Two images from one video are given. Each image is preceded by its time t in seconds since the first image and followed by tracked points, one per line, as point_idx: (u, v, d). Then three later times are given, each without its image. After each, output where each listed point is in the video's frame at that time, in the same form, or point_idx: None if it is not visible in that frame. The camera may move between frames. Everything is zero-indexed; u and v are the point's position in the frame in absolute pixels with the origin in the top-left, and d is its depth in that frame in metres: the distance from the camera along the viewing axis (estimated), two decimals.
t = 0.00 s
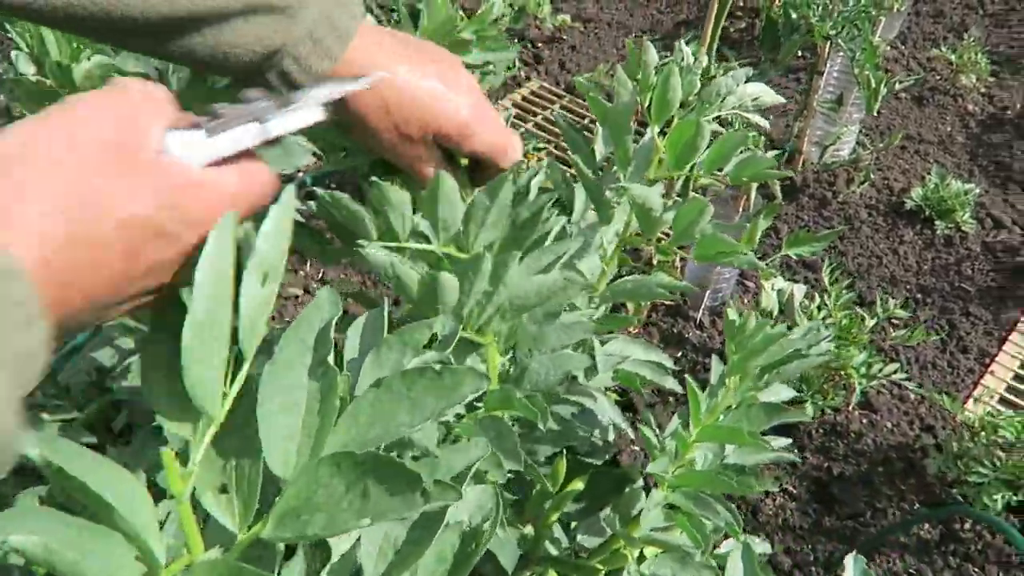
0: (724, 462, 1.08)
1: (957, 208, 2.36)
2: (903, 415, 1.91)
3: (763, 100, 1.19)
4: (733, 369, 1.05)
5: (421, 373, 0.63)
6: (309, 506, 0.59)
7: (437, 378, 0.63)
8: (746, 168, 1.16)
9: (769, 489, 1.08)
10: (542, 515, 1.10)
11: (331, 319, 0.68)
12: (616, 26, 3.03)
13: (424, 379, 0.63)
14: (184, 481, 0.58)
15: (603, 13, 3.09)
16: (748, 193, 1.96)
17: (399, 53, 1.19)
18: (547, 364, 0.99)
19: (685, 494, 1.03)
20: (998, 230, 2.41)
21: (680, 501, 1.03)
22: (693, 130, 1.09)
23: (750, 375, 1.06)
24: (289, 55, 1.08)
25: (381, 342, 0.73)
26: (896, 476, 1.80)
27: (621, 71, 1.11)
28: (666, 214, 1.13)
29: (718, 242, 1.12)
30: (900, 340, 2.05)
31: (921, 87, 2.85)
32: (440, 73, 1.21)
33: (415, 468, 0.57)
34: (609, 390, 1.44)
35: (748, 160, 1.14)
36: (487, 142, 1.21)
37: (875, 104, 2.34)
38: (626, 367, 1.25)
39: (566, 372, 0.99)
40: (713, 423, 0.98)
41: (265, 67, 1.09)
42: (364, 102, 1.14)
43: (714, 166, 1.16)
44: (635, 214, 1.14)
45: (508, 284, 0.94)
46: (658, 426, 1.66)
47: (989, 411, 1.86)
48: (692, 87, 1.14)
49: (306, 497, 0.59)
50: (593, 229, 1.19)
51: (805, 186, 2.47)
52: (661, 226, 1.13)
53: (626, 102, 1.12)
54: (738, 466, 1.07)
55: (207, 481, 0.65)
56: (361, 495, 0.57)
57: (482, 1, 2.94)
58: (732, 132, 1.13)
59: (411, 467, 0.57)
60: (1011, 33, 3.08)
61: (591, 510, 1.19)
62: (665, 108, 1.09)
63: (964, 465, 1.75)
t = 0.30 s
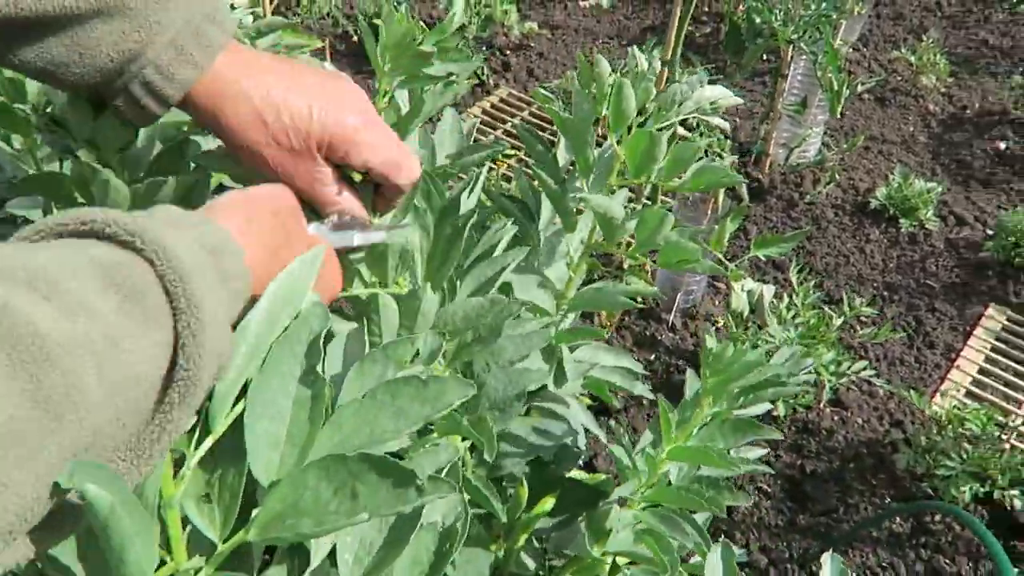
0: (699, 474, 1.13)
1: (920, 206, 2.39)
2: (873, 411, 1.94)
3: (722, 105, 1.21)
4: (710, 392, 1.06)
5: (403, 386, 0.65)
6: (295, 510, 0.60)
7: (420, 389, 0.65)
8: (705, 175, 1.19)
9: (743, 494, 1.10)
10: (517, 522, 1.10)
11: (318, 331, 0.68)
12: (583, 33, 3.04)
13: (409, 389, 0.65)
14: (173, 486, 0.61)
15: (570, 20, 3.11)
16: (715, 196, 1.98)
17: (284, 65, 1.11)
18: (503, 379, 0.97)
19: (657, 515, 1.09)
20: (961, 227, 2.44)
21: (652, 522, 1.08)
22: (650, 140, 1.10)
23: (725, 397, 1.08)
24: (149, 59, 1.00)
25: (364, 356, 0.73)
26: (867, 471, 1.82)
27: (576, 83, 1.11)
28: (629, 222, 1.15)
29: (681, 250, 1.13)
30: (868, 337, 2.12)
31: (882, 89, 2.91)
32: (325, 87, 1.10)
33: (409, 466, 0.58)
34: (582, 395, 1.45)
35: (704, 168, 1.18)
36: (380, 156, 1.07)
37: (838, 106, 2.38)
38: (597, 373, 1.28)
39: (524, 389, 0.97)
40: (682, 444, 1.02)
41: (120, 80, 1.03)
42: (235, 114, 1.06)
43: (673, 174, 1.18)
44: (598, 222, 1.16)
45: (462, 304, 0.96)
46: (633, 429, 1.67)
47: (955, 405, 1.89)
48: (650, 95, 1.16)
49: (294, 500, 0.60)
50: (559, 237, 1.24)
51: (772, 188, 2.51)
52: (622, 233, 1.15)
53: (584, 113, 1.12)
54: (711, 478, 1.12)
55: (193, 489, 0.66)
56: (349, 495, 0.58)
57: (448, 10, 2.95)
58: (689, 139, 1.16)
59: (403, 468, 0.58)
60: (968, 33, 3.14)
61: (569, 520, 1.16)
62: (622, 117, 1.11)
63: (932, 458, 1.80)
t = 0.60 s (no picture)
0: (694, 472, 1.15)
1: (906, 201, 2.41)
2: (863, 404, 1.96)
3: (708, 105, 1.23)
4: (697, 383, 1.08)
5: (402, 390, 0.65)
6: (291, 514, 0.60)
7: (420, 394, 0.65)
8: (694, 172, 1.21)
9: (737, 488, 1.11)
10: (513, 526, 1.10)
11: (319, 339, 0.68)
12: (569, 35, 3.06)
13: (405, 395, 0.65)
14: (171, 486, 0.63)
15: (555, 22, 3.13)
16: (704, 194, 2.00)
17: (251, 77, 1.10)
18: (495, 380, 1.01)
19: (654, 509, 1.08)
20: (946, 220, 2.46)
21: (649, 516, 1.07)
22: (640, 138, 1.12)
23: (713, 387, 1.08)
24: (115, 72, 1.01)
25: (364, 360, 0.74)
26: (859, 464, 1.84)
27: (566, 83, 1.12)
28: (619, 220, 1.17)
29: (672, 247, 1.14)
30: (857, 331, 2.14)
31: (866, 85, 2.93)
32: (294, 96, 1.09)
33: (397, 469, 0.58)
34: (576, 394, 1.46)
35: (694, 164, 1.19)
36: (352, 164, 1.07)
37: (823, 103, 2.40)
38: (590, 372, 1.30)
39: (516, 387, 1.01)
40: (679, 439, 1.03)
41: (86, 92, 1.03)
42: (205, 126, 1.05)
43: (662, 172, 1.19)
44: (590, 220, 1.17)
45: (443, 304, 0.95)
46: (627, 428, 1.68)
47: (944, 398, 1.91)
48: (639, 94, 1.18)
49: (289, 504, 0.60)
50: (551, 238, 1.26)
51: (760, 186, 2.53)
52: (614, 230, 1.17)
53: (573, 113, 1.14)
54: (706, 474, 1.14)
55: (188, 495, 0.68)
56: (344, 497, 0.59)
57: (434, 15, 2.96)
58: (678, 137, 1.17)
59: (395, 469, 0.58)
60: (950, 29, 3.17)
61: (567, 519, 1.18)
62: (614, 116, 1.13)
63: (922, 449, 1.82)
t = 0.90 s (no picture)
0: (689, 455, 1.14)
1: (899, 196, 2.43)
2: (860, 398, 1.96)
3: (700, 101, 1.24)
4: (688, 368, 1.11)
5: (389, 392, 0.64)
6: (279, 522, 0.60)
7: (405, 395, 0.64)
8: (687, 168, 1.22)
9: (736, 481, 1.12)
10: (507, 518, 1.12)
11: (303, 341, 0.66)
12: (562, 35, 3.07)
13: (393, 398, 0.64)
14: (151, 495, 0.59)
15: (549, 23, 3.14)
16: (698, 191, 2.00)
17: (231, 79, 1.12)
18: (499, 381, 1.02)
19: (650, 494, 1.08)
20: (940, 216, 2.48)
21: (645, 498, 1.07)
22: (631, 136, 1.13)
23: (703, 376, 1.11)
24: (97, 79, 1.03)
25: (352, 361, 0.73)
26: (857, 457, 1.85)
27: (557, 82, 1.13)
28: (614, 218, 1.18)
29: (666, 243, 1.15)
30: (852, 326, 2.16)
31: (858, 82, 2.95)
32: (274, 93, 1.11)
33: (384, 480, 0.58)
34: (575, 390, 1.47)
35: (687, 160, 1.20)
36: (341, 157, 1.10)
37: (815, 100, 2.41)
38: (587, 368, 1.30)
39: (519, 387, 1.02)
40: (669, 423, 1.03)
41: (69, 101, 1.04)
42: (190, 130, 1.07)
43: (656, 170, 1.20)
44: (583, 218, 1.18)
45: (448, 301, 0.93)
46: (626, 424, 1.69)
47: (940, 391, 1.92)
48: (631, 92, 1.19)
49: (277, 511, 0.60)
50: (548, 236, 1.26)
51: (754, 183, 2.54)
52: (609, 228, 1.17)
53: (563, 114, 1.14)
54: (702, 458, 1.13)
55: (169, 507, 0.63)
56: (331, 506, 0.58)
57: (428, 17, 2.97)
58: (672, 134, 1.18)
59: (382, 480, 0.58)
60: (940, 26, 3.19)
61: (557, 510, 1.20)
62: (604, 114, 1.14)
63: (919, 442, 1.83)
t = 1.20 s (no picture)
0: (700, 457, 1.14)
1: (901, 196, 2.43)
2: (864, 398, 1.97)
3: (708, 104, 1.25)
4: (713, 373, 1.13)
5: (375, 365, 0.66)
6: (281, 500, 0.60)
7: (391, 365, 0.67)
8: (697, 172, 1.23)
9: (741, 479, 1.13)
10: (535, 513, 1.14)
11: (283, 323, 0.67)
12: (564, 37, 3.08)
13: (378, 368, 0.67)
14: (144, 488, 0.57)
15: (550, 25, 3.14)
16: (701, 192, 2.00)
17: (299, 11, 1.12)
18: (534, 374, 1.03)
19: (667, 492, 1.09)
20: (942, 215, 2.48)
21: (663, 498, 1.09)
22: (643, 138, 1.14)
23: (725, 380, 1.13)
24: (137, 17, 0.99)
25: (338, 343, 0.74)
26: (861, 456, 1.86)
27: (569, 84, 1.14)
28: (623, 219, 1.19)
29: (677, 244, 1.16)
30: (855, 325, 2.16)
31: (859, 82, 2.96)
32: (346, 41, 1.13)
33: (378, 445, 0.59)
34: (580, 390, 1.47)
35: (697, 163, 1.21)
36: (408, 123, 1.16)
37: (817, 100, 2.41)
38: (596, 368, 1.30)
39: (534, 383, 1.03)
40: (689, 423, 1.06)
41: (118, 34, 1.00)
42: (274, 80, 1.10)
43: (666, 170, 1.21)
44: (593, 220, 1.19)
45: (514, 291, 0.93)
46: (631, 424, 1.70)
47: (944, 390, 1.93)
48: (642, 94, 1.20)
49: (278, 491, 0.60)
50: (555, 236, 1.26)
51: (756, 183, 2.55)
52: (618, 229, 1.18)
53: (576, 115, 1.16)
54: (715, 461, 1.13)
55: (173, 498, 0.61)
56: (330, 480, 0.59)
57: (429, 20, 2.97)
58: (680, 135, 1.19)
59: (376, 446, 0.59)
60: (940, 26, 3.19)
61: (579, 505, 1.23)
62: (615, 116, 1.15)
63: (923, 441, 1.83)
